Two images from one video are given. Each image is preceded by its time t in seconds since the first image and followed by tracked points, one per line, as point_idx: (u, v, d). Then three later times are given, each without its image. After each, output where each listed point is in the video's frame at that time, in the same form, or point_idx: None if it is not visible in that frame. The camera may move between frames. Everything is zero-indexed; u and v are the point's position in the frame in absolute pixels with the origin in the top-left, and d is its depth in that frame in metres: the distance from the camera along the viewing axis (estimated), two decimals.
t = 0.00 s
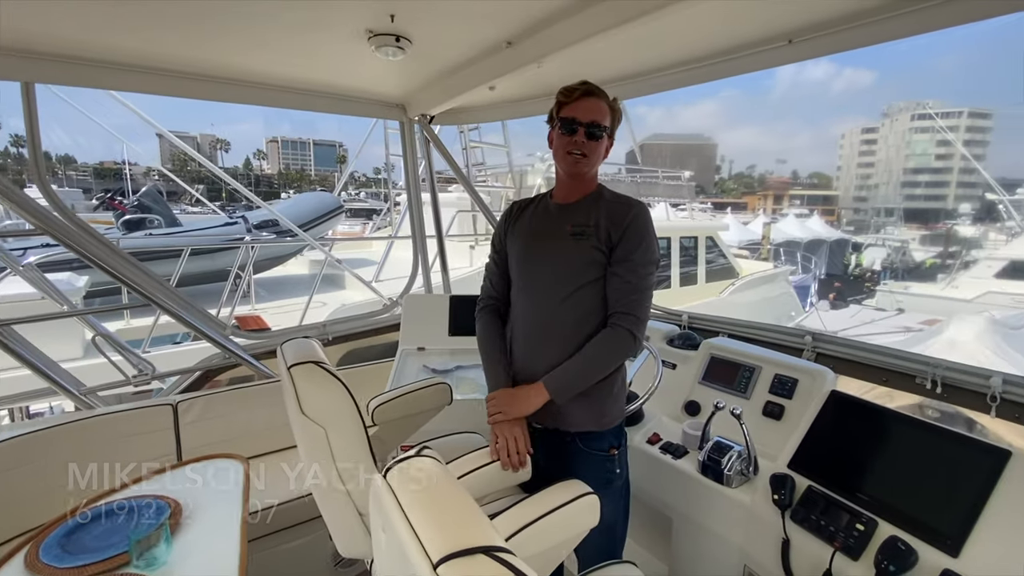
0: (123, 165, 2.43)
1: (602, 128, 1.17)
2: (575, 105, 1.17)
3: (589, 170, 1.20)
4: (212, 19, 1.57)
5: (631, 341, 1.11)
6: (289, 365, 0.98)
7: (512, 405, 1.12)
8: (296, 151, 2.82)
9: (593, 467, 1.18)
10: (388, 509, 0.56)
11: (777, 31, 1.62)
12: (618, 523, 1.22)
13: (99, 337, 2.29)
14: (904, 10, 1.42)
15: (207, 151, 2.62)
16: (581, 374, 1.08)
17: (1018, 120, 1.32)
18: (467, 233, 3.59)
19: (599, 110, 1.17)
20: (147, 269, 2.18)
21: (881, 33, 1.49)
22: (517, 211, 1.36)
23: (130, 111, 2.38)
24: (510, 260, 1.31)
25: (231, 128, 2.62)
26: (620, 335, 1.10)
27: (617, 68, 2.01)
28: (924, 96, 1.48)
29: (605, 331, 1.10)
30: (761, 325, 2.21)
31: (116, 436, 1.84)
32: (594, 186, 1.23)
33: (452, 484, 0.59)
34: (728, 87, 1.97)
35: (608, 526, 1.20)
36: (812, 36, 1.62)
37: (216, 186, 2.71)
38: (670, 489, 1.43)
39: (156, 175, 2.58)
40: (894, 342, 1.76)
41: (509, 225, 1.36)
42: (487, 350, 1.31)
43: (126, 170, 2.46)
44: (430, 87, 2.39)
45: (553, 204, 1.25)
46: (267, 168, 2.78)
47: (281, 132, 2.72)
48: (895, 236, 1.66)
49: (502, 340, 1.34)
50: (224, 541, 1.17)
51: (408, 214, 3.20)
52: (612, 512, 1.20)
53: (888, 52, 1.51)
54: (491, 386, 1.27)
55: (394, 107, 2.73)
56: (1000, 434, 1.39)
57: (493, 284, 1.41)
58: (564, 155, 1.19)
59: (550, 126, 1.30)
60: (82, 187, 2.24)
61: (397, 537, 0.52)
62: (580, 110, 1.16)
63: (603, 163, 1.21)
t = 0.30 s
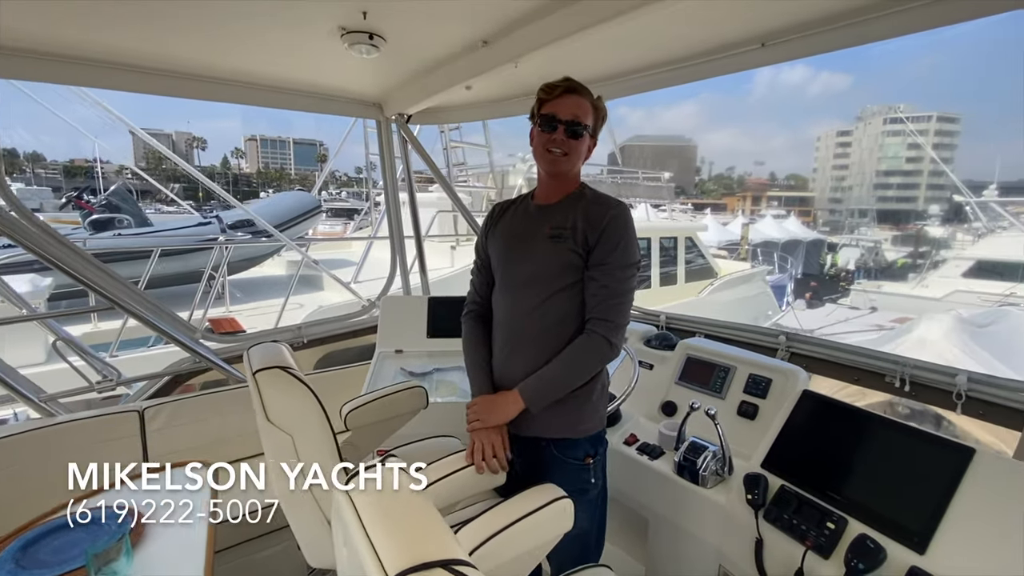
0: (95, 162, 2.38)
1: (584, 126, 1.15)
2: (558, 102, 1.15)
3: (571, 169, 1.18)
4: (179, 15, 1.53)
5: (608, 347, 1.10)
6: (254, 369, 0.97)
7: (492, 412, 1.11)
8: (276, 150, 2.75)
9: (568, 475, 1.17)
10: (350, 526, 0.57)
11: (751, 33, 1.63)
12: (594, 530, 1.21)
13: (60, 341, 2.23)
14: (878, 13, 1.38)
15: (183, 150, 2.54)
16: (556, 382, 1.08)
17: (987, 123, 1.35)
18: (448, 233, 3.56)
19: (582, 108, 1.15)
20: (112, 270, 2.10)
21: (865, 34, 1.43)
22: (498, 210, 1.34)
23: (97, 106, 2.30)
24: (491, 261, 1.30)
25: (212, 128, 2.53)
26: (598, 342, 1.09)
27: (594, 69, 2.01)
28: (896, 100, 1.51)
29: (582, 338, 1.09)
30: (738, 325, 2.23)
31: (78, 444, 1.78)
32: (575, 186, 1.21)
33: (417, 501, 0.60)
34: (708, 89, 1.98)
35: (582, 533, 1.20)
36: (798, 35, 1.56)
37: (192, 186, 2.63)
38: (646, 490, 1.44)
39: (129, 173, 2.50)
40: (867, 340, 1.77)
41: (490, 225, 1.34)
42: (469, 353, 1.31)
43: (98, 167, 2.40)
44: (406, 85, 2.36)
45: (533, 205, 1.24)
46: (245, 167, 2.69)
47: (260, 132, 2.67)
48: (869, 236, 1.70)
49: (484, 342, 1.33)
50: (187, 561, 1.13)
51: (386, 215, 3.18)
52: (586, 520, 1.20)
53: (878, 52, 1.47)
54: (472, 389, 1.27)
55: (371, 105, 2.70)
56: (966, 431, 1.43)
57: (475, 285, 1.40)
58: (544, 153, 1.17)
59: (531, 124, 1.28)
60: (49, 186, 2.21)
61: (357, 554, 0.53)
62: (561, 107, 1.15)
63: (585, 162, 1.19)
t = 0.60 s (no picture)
0: (77, 162, 2.31)
1: (573, 123, 1.14)
2: (547, 99, 1.14)
3: (559, 167, 1.16)
4: (159, 12, 1.50)
5: (605, 350, 1.09)
6: (235, 375, 0.95)
7: (490, 415, 1.09)
8: (264, 149, 2.71)
9: (569, 475, 1.15)
10: (330, 541, 0.60)
11: (738, 34, 1.63)
12: (593, 531, 1.20)
13: (38, 343, 2.18)
14: (883, 10, 1.36)
15: (167, 150, 2.49)
16: (554, 387, 1.06)
17: (968, 126, 1.37)
18: (437, 234, 3.53)
19: (571, 105, 1.14)
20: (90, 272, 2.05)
21: (861, 33, 1.43)
22: (490, 213, 1.33)
23: (72, 103, 2.20)
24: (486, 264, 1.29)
25: (197, 127, 2.48)
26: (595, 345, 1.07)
27: (583, 69, 2.00)
28: (881, 103, 1.52)
29: (579, 342, 1.08)
30: (726, 325, 2.23)
31: (54, 451, 1.73)
32: (564, 186, 1.20)
33: (398, 514, 0.64)
34: (699, 90, 1.97)
35: (583, 533, 1.18)
36: (793, 35, 1.57)
37: (178, 187, 2.57)
38: (635, 492, 1.44)
39: (113, 173, 2.44)
40: (853, 340, 1.78)
41: (483, 228, 1.33)
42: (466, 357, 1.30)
43: (81, 167, 2.34)
44: (393, 85, 2.34)
45: (525, 206, 1.22)
46: (233, 167, 2.65)
47: (249, 132, 2.63)
48: (854, 237, 1.71)
49: (482, 345, 1.32)
50: (166, 560, 1.13)
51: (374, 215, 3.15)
52: (585, 519, 1.18)
53: (865, 56, 1.49)
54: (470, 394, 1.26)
55: (358, 105, 2.67)
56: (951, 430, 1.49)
57: (469, 288, 1.39)
58: (534, 151, 1.15)
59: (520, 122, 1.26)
60: (31, 186, 2.23)
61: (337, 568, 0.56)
62: (551, 104, 1.13)
63: (574, 161, 1.18)
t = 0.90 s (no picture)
0: (68, 162, 2.29)
1: (562, 121, 1.13)
2: (535, 97, 1.13)
3: (550, 167, 1.15)
4: (148, 11, 1.48)
5: (608, 352, 1.09)
6: (222, 378, 0.94)
7: (493, 422, 1.09)
8: (258, 150, 2.69)
9: (579, 472, 1.14)
10: (316, 550, 0.59)
11: (730, 35, 1.63)
12: (602, 528, 1.19)
13: (23, 347, 2.16)
14: (884, 10, 1.37)
15: (159, 150, 2.46)
16: (557, 392, 1.06)
17: (956, 128, 1.38)
18: (431, 236, 3.52)
19: (559, 102, 1.13)
20: (78, 274, 2.02)
21: (861, 33, 1.44)
22: (485, 216, 1.32)
23: (63, 105, 2.18)
24: (483, 269, 1.28)
25: (189, 127, 2.46)
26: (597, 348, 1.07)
27: (577, 69, 2.00)
28: (872, 105, 1.53)
29: (579, 345, 1.08)
30: (719, 326, 2.23)
31: (39, 454, 1.71)
32: (557, 186, 1.19)
33: (383, 515, 0.64)
34: (693, 92, 1.98)
35: (593, 530, 1.17)
36: (792, 35, 1.58)
37: (170, 186, 2.54)
38: (627, 493, 1.44)
39: (104, 173, 2.41)
40: (844, 341, 1.79)
41: (478, 232, 1.32)
42: (467, 362, 1.30)
43: (72, 167, 2.32)
44: (386, 85, 2.33)
45: (519, 208, 1.22)
46: (226, 167, 2.64)
47: (242, 132, 2.62)
48: (846, 238, 1.72)
49: (483, 349, 1.32)
50: (158, 561, 1.14)
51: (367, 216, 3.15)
52: (596, 517, 1.17)
53: (860, 57, 1.50)
54: (473, 398, 1.26)
55: (351, 105, 2.66)
56: (941, 431, 1.50)
57: (467, 292, 1.38)
58: (524, 150, 1.15)
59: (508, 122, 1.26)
60: (20, 186, 2.19)
61: (320, 570, 0.57)
62: (540, 104, 1.13)
63: (564, 159, 1.17)
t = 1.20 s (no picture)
0: (64, 162, 2.28)
1: (563, 122, 1.13)
2: (536, 98, 1.13)
3: (551, 168, 1.15)
4: (143, 10, 1.48)
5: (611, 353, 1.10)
6: (216, 378, 0.94)
7: (493, 415, 1.08)
8: (255, 150, 2.69)
9: (579, 472, 1.14)
10: (309, 551, 0.58)
11: (728, 36, 1.63)
12: (601, 528, 1.19)
13: (17, 346, 2.14)
14: (887, 9, 1.36)
15: (155, 150, 2.45)
16: (564, 392, 1.06)
17: (953, 129, 1.39)
18: (427, 236, 3.51)
19: (561, 103, 1.13)
20: (75, 274, 2.02)
21: (861, 33, 1.43)
22: (485, 216, 1.32)
23: (63, 105, 2.17)
24: (485, 269, 1.28)
25: (186, 126, 2.46)
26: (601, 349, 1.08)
27: (575, 70, 2.00)
28: (868, 107, 1.53)
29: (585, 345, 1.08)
30: (715, 326, 2.24)
31: (33, 455, 1.70)
32: (558, 187, 1.19)
33: (377, 516, 0.64)
34: (690, 93, 1.98)
35: (593, 530, 1.17)
36: (793, 34, 1.57)
37: (166, 186, 2.54)
38: (623, 492, 1.44)
39: (101, 173, 2.40)
40: (840, 341, 1.80)
41: (479, 232, 1.31)
42: (468, 363, 1.29)
43: (68, 167, 2.31)
44: (383, 84, 2.32)
45: (520, 209, 1.22)
46: (223, 167, 2.63)
47: (240, 132, 2.62)
48: (842, 239, 1.72)
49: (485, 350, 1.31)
50: (153, 561, 1.14)
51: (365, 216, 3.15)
52: (595, 517, 1.17)
53: (859, 58, 1.49)
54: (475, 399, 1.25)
55: (347, 105, 2.66)
56: (936, 430, 1.51)
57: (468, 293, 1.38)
58: (524, 151, 1.14)
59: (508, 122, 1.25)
60: (16, 186, 2.17)
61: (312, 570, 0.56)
62: (541, 104, 1.13)
63: (567, 160, 1.17)
